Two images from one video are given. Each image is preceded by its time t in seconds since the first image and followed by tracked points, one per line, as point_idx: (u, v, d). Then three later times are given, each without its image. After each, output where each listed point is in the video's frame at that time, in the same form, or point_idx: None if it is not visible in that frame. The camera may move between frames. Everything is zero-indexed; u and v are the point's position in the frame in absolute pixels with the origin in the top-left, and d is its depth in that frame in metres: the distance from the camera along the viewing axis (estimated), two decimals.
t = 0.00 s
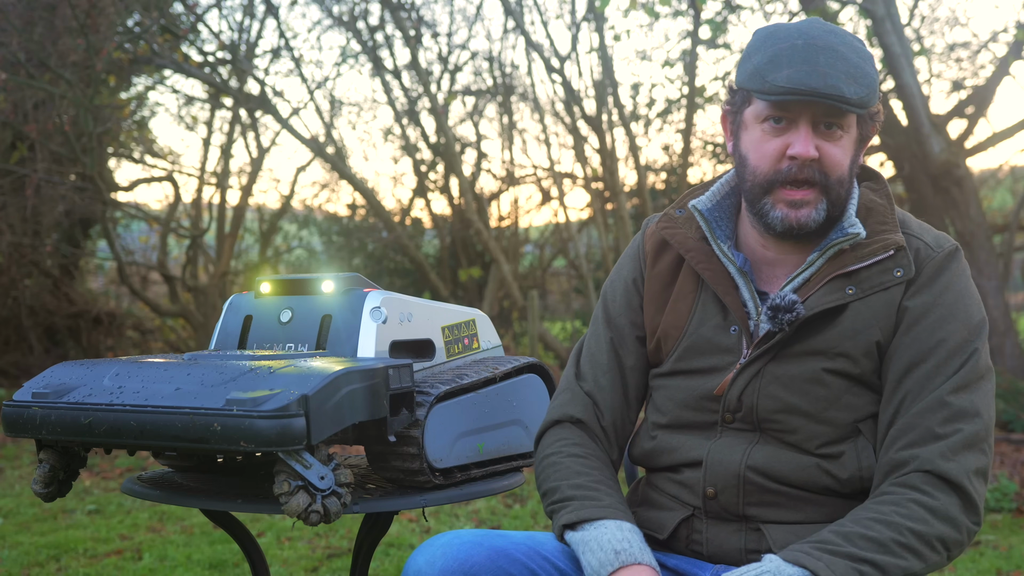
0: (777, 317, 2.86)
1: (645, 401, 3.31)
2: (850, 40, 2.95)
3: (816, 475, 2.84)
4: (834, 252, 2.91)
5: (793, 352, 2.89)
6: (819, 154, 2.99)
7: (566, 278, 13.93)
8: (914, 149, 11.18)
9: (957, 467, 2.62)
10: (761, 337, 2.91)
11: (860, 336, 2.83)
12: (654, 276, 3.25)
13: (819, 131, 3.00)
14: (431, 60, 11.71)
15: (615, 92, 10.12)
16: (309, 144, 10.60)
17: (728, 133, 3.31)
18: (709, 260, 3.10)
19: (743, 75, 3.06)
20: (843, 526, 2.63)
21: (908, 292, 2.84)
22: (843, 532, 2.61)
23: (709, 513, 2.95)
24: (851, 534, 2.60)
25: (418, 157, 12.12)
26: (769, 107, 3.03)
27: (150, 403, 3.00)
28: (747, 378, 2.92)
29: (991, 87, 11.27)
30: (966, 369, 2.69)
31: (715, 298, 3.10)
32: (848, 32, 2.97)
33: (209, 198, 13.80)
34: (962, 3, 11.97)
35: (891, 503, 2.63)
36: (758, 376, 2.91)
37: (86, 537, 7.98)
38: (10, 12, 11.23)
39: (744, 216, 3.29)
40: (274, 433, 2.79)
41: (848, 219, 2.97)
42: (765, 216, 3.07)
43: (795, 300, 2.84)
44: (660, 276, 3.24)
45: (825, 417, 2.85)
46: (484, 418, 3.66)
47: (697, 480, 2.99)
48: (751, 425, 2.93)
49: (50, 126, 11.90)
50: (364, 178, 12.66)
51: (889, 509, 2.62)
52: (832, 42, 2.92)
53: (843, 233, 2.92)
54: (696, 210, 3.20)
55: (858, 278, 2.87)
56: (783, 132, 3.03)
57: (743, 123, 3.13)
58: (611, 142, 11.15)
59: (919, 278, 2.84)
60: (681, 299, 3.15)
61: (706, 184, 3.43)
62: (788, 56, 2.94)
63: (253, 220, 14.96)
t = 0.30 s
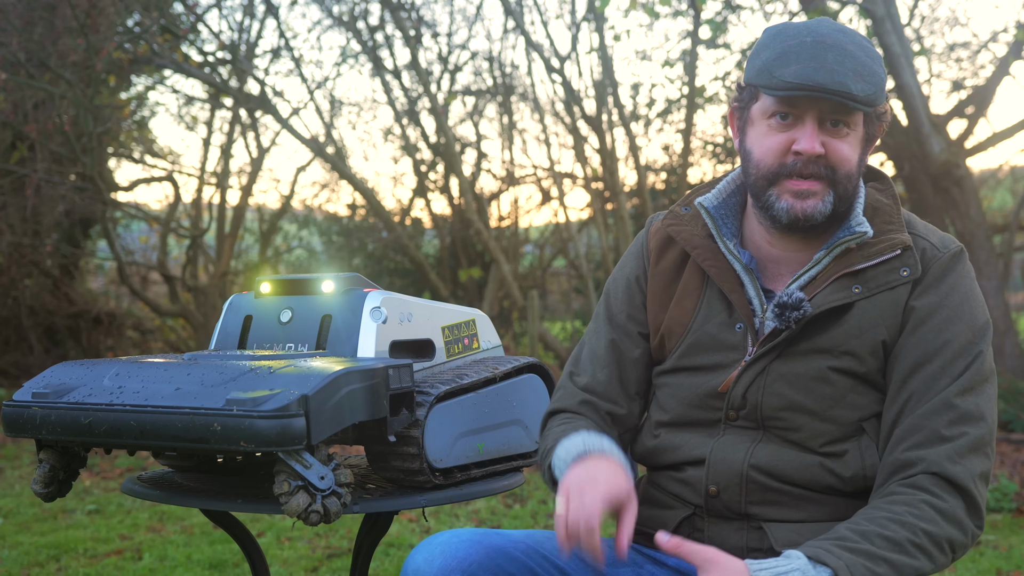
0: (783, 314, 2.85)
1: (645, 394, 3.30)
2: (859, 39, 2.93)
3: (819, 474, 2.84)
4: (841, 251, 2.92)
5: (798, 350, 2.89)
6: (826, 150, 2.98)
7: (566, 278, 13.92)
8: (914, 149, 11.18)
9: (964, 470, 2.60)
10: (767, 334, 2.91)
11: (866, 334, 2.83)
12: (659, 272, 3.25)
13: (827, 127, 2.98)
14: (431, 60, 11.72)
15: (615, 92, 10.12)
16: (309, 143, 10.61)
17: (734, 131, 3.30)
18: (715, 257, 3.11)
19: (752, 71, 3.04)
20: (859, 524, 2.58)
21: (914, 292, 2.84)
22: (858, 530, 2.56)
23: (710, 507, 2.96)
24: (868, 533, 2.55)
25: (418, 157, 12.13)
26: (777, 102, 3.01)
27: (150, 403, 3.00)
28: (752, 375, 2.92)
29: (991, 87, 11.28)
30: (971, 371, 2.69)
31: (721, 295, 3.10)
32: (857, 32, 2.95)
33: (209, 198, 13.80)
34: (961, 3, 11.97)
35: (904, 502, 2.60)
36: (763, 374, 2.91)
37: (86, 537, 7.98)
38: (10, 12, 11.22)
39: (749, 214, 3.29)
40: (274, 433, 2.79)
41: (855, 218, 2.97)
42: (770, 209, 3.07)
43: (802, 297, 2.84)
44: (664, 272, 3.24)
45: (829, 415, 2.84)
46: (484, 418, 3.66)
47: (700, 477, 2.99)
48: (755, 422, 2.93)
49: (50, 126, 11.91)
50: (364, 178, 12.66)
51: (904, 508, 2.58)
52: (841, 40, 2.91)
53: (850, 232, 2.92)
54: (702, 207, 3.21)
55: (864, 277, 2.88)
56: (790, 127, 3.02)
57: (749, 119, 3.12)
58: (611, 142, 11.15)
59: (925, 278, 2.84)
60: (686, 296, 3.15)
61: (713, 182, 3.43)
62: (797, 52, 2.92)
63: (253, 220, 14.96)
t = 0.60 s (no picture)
0: (778, 315, 2.86)
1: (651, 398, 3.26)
2: (841, 35, 2.96)
3: (815, 475, 2.84)
4: (836, 250, 2.91)
5: (794, 350, 2.89)
6: (791, 143, 2.99)
7: (566, 278, 13.91)
8: (914, 149, 11.17)
9: (967, 479, 2.64)
10: (762, 335, 2.91)
11: (862, 335, 2.83)
12: (657, 273, 3.25)
13: (796, 119, 3.00)
14: (431, 60, 11.72)
15: (615, 92, 10.12)
16: (309, 144, 10.61)
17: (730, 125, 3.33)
18: (712, 258, 3.11)
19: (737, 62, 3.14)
20: (872, 527, 2.61)
21: (910, 292, 2.84)
22: (869, 534, 2.59)
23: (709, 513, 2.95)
24: (880, 538, 2.58)
25: (418, 157, 12.13)
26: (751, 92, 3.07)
27: (150, 403, 3.00)
28: (748, 375, 2.92)
29: (991, 87, 11.27)
30: (970, 375, 2.71)
31: (718, 295, 3.10)
32: (843, 29, 2.98)
33: (209, 198, 13.80)
34: (961, 3, 11.97)
35: (917, 507, 2.62)
36: (758, 374, 2.91)
37: (86, 537, 7.98)
38: (10, 12, 11.21)
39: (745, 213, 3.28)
40: (274, 433, 2.79)
41: (850, 217, 2.97)
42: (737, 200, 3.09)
43: (797, 298, 2.85)
44: (662, 273, 3.24)
45: (825, 416, 2.84)
46: (484, 418, 3.66)
47: (696, 479, 2.99)
48: (751, 423, 2.93)
49: (50, 126, 11.91)
50: (364, 178, 12.66)
51: (915, 514, 2.61)
52: (819, 34, 2.96)
53: (845, 231, 2.91)
54: (699, 207, 3.20)
55: (859, 277, 2.87)
56: (762, 118, 3.04)
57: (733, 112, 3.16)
58: (611, 142, 11.16)
59: (921, 278, 2.84)
60: (684, 295, 3.15)
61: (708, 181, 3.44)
62: (770, 43, 2.99)
63: (253, 220, 14.95)
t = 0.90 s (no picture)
0: (769, 318, 2.86)
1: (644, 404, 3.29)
2: (822, 39, 2.97)
3: (812, 475, 2.84)
4: (824, 251, 2.91)
5: (786, 352, 2.90)
6: (797, 154, 3.00)
7: (565, 277, 13.89)
8: (914, 150, 11.16)
9: (960, 468, 2.62)
10: (754, 338, 2.91)
11: (852, 334, 2.83)
12: (645, 280, 3.26)
13: (796, 130, 3.02)
14: (431, 60, 11.72)
15: (615, 92, 10.13)
16: (309, 143, 10.61)
17: (706, 139, 3.33)
18: (699, 262, 3.12)
19: (718, 80, 3.08)
20: (859, 524, 2.61)
21: (899, 289, 2.84)
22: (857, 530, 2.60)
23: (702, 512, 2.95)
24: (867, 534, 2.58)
25: (418, 157, 12.13)
26: (744, 110, 3.05)
27: (150, 403, 3.00)
28: (740, 379, 2.93)
29: (991, 87, 11.27)
30: (960, 366, 2.69)
31: (707, 300, 3.11)
32: (819, 31, 2.99)
33: (209, 198, 13.81)
34: (962, 3, 11.97)
35: (906, 502, 2.61)
36: (751, 377, 2.92)
37: (86, 537, 7.98)
38: (10, 12, 11.21)
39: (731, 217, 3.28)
40: (274, 433, 2.79)
41: (835, 218, 2.96)
42: (746, 219, 3.07)
43: (786, 300, 2.85)
44: (650, 280, 3.25)
45: (820, 417, 2.85)
46: (485, 419, 3.66)
47: (694, 482, 2.99)
48: (747, 426, 2.93)
49: (50, 126, 11.91)
50: (364, 178, 12.66)
51: (904, 509, 2.61)
52: (805, 43, 2.94)
53: (831, 232, 2.91)
54: (684, 213, 3.19)
55: (848, 277, 2.87)
56: (760, 134, 3.05)
57: (721, 127, 3.15)
58: (610, 142, 11.15)
59: (909, 275, 2.84)
60: (673, 302, 3.17)
61: (693, 187, 3.44)
62: (761, 59, 2.96)
63: (253, 220, 14.96)
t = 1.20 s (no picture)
0: (748, 313, 2.86)
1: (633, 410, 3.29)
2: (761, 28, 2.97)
3: (803, 467, 2.83)
4: (797, 242, 2.90)
5: (768, 345, 2.89)
6: (759, 142, 2.97)
7: (566, 277, 13.86)
8: (914, 150, 11.16)
9: (988, 414, 2.43)
10: (735, 334, 2.91)
11: (833, 321, 2.82)
12: (625, 286, 3.27)
13: (755, 118, 2.99)
14: (431, 60, 11.73)
15: (615, 92, 10.13)
16: (309, 144, 10.62)
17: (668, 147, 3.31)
18: (676, 264, 3.11)
19: (669, 87, 3.08)
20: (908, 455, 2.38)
21: (875, 271, 2.81)
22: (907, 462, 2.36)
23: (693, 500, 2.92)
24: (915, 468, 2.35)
25: (418, 157, 12.14)
26: (700, 108, 3.03)
27: (150, 403, 3.00)
28: (726, 376, 2.92)
29: (991, 87, 11.26)
30: (956, 329, 2.60)
31: (687, 300, 3.11)
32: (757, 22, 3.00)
33: (209, 198, 13.81)
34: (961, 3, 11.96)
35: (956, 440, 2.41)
36: (735, 373, 2.91)
37: (86, 537, 7.98)
38: (10, 12, 11.21)
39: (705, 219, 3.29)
40: (274, 433, 2.79)
41: (805, 208, 2.95)
42: (720, 213, 3.03)
43: (763, 294, 2.85)
44: (630, 286, 3.26)
45: (806, 408, 2.84)
46: (484, 419, 3.66)
47: (688, 482, 2.99)
48: (736, 422, 2.93)
49: (50, 126, 11.92)
50: (364, 179, 12.67)
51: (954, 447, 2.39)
52: (747, 34, 2.95)
53: (802, 223, 2.90)
54: (659, 218, 3.21)
55: (823, 265, 2.86)
56: (719, 128, 3.03)
57: (681, 131, 3.13)
58: (610, 142, 11.17)
59: (883, 257, 2.81)
60: (654, 306, 3.16)
61: (663, 195, 3.43)
62: (705, 55, 2.96)
63: (253, 220, 14.97)
